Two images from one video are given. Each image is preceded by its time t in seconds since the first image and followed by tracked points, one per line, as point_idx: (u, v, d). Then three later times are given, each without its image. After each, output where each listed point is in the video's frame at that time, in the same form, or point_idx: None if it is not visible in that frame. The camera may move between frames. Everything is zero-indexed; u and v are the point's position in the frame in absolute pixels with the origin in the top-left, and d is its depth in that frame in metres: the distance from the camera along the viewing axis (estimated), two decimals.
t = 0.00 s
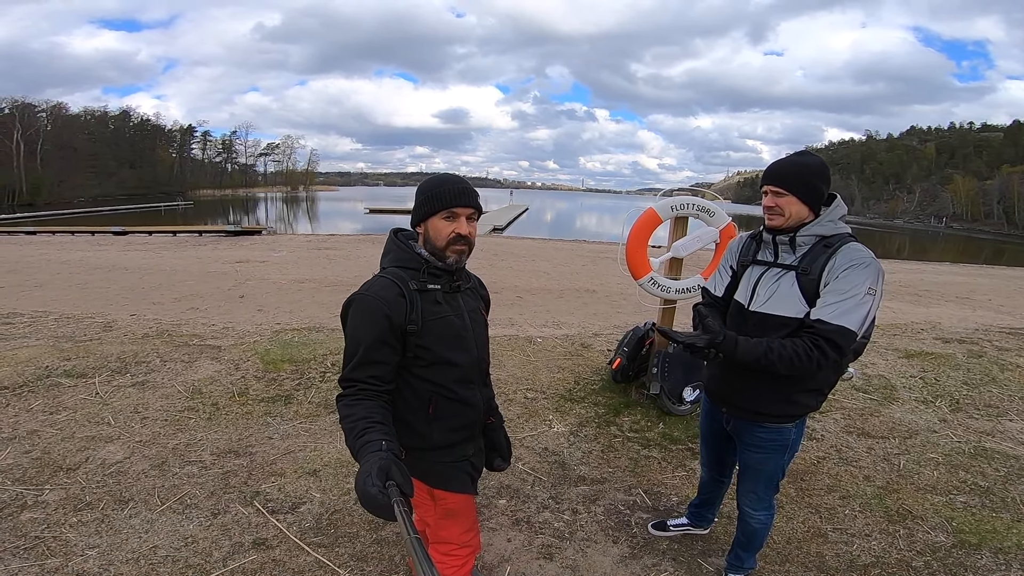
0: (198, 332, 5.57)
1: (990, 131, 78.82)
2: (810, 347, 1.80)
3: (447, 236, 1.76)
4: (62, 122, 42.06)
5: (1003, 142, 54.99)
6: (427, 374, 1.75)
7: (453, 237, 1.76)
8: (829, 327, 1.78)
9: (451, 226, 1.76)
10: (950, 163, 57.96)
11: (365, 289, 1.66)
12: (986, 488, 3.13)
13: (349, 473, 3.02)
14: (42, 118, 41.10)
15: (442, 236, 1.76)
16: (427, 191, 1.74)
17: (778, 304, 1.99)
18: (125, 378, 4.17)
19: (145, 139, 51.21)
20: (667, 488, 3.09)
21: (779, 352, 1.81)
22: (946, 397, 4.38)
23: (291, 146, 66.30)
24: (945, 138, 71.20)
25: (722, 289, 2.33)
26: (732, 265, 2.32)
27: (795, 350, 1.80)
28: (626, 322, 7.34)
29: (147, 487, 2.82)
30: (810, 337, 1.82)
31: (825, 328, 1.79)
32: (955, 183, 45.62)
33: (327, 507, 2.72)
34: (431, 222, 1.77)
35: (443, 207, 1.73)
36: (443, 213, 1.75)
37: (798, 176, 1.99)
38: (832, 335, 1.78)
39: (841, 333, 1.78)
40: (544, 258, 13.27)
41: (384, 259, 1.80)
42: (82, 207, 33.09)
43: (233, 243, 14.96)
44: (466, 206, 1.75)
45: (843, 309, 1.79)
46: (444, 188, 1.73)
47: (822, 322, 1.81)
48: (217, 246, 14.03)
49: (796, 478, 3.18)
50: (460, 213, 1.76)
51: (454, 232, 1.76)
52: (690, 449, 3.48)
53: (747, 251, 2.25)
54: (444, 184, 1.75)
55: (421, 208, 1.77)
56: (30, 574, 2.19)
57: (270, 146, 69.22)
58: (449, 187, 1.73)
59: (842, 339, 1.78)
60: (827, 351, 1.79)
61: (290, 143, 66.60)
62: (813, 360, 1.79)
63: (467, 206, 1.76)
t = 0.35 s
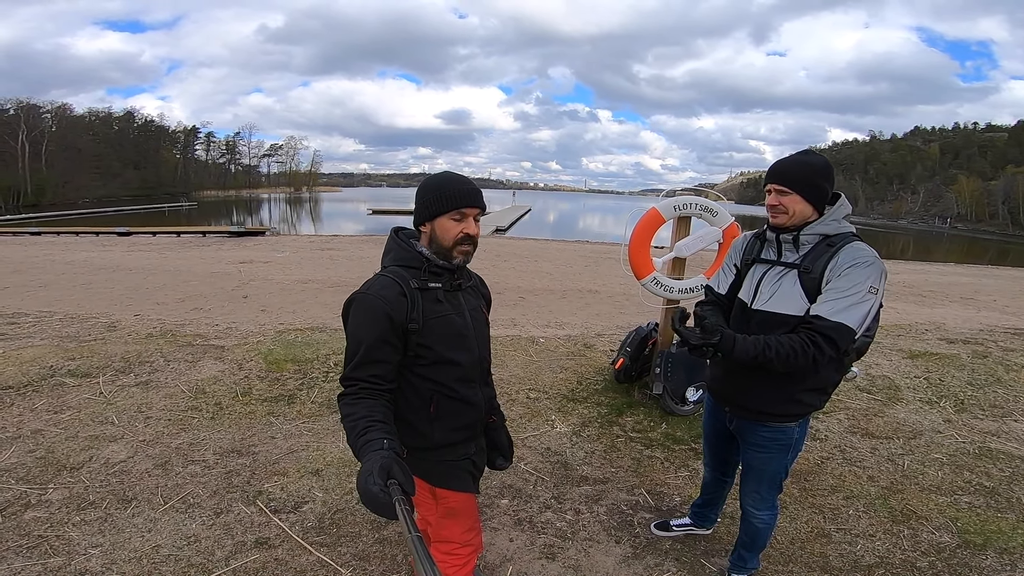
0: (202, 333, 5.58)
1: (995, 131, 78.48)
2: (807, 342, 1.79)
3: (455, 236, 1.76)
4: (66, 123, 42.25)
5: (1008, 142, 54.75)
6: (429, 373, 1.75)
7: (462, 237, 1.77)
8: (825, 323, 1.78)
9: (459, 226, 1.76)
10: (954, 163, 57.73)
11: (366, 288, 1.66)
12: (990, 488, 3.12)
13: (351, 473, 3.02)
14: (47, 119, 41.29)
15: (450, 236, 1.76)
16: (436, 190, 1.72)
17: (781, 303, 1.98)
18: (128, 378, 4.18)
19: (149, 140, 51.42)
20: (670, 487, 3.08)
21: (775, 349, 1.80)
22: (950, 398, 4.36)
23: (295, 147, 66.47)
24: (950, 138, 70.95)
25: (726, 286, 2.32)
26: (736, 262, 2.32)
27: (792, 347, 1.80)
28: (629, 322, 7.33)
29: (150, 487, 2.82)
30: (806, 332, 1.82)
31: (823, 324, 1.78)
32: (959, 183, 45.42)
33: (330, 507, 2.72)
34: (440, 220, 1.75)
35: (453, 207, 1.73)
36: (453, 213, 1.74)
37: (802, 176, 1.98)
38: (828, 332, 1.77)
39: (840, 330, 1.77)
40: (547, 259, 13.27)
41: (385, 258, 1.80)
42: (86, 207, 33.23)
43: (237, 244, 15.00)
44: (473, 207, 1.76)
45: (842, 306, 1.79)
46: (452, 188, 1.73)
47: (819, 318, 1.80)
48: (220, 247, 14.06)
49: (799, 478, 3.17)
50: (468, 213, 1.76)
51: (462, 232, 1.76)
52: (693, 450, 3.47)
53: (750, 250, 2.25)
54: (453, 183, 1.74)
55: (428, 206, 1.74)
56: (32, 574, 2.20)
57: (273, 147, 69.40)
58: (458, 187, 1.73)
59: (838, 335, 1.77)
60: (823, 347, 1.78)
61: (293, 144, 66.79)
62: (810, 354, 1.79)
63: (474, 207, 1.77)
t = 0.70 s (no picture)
0: (204, 332, 5.60)
1: (997, 133, 78.34)
2: (850, 353, 1.75)
3: (478, 237, 1.79)
4: (70, 125, 42.42)
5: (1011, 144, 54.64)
6: (431, 371, 1.75)
7: (482, 238, 1.81)
8: (860, 328, 1.75)
9: (480, 226, 1.79)
10: (957, 165, 57.63)
11: (368, 287, 1.66)
12: (994, 489, 3.10)
13: (352, 472, 3.02)
14: (51, 119, 41.46)
15: (473, 236, 1.78)
16: (462, 191, 1.73)
17: (786, 303, 1.98)
18: (130, 377, 4.19)
19: (152, 141, 51.59)
20: (671, 488, 3.08)
21: (824, 374, 1.76)
22: (953, 399, 4.34)
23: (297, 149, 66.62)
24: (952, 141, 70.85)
25: (723, 287, 2.40)
26: (734, 264, 2.36)
27: (837, 366, 1.76)
28: (631, 324, 7.33)
29: (152, 485, 2.82)
30: (843, 343, 1.78)
31: (854, 331, 1.75)
32: (962, 185, 45.33)
33: (331, 506, 2.72)
34: (464, 221, 1.75)
35: (478, 208, 1.76)
36: (477, 215, 1.77)
37: (802, 173, 1.98)
38: (867, 338, 1.74)
39: (872, 332, 1.74)
40: (549, 260, 13.28)
41: (386, 256, 1.81)
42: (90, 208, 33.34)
43: (239, 244, 15.04)
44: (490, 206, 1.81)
45: (866, 309, 1.76)
46: (475, 189, 1.75)
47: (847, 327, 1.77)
48: (223, 247, 14.10)
49: (802, 479, 3.16)
50: (487, 215, 1.81)
51: (482, 233, 1.80)
52: (695, 450, 3.47)
53: (751, 250, 2.26)
54: (474, 184, 1.76)
55: (454, 206, 1.72)
56: (34, 572, 2.20)
57: (276, 148, 69.57)
58: (480, 188, 1.77)
59: (877, 340, 1.74)
60: (870, 354, 1.74)
61: (295, 145, 66.92)
62: (859, 368, 1.74)
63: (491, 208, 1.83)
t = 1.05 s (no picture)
0: (205, 333, 5.61)
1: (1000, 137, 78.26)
2: (860, 372, 1.77)
3: (487, 241, 1.85)
4: (74, 126, 42.60)
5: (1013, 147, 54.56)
6: (431, 371, 1.75)
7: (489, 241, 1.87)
8: (864, 338, 1.75)
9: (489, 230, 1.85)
10: (959, 169, 57.56)
11: (368, 288, 1.66)
12: (995, 492, 3.09)
13: (352, 473, 3.02)
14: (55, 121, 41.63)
15: (484, 239, 1.83)
16: (474, 196, 1.75)
17: (782, 307, 1.98)
18: (132, 378, 4.20)
19: (155, 142, 51.75)
20: (671, 490, 3.07)
21: (844, 403, 1.80)
22: (954, 402, 4.33)
23: (300, 150, 66.79)
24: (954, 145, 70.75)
25: (728, 294, 2.37)
26: (735, 269, 2.34)
27: (851, 391, 1.79)
28: (632, 326, 7.32)
29: (151, 486, 2.83)
30: (850, 359, 1.79)
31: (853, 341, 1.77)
32: (964, 189, 45.26)
33: (331, 507, 2.72)
34: (479, 226, 1.79)
35: (491, 212, 1.80)
36: (489, 219, 1.82)
37: (795, 175, 1.98)
38: (871, 348, 1.75)
39: (874, 340, 1.74)
40: (550, 262, 13.29)
41: (386, 257, 1.81)
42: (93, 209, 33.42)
43: (241, 246, 15.07)
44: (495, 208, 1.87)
45: (867, 316, 1.75)
46: (487, 194, 1.79)
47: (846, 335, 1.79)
48: (225, 249, 14.13)
49: (802, 482, 3.15)
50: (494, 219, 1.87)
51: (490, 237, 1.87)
52: (694, 453, 3.46)
53: (749, 254, 2.25)
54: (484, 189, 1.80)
55: (473, 212, 1.75)
56: (33, 571, 2.21)
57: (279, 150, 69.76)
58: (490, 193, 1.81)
59: (881, 349, 1.75)
60: (878, 365, 1.76)
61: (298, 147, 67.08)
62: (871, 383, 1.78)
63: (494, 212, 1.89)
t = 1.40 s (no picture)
0: (206, 334, 5.62)
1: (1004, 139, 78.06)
2: (844, 378, 1.76)
3: (486, 245, 1.85)
4: (77, 126, 42.74)
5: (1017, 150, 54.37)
6: (429, 374, 1.75)
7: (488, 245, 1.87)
8: (843, 340, 1.74)
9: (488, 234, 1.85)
10: (962, 171, 57.40)
11: (366, 290, 1.66)
12: (995, 495, 3.08)
13: (351, 474, 3.03)
14: (59, 120, 41.78)
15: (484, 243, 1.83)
16: (474, 199, 1.75)
17: (771, 309, 1.98)
18: (132, 378, 4.20)
19: (158, 142, 51.89)
20: (670, 493, 3.06)
21: (832, 409, 1.79)
22: (956, 405, 4.31)
23: (302, 151, 66.89)
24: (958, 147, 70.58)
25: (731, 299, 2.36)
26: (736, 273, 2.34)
27: (838, 397, 1.78)
28: (633, 328, 7.31)
29: (151, 486, 2.83)
30: (832, 364, 1.79)
31: (832, 341, 1.77)
32: (968, 191, 45.12)
33: (329, 508, 2.72)
34: (478, 230, 1.79)
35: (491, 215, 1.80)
36: (489, 224, 1.82)
37: (776, 181, 2.01)
38: (851, 351, 1.74)
39: (855, 343, 1.73)
40: (552, 264, 13.29)
41: (385, 259, 1.82)
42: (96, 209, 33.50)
43: (244, 246, 15.10)
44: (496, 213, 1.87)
45: (848, 318, 1.74)
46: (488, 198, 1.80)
47: (825, 335, 1.79)
48: (227, 249, 14.16)
49: (801, 485, 3.14)
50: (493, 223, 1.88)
51: (489, 240, 1.86)
52: (694, 455, 3.46)
53: (747, 258, 2.25)
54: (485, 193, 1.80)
55: (473, 215, 1.75)
56: (30, 571, 2.21)
57: (281, 151, 69.89)
58: (490, 197, 1.82)
59: (862, 352, 1.74)
60: (861, 369, 1.75)
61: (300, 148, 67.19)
62: (856, 387, 1.77)
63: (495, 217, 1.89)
